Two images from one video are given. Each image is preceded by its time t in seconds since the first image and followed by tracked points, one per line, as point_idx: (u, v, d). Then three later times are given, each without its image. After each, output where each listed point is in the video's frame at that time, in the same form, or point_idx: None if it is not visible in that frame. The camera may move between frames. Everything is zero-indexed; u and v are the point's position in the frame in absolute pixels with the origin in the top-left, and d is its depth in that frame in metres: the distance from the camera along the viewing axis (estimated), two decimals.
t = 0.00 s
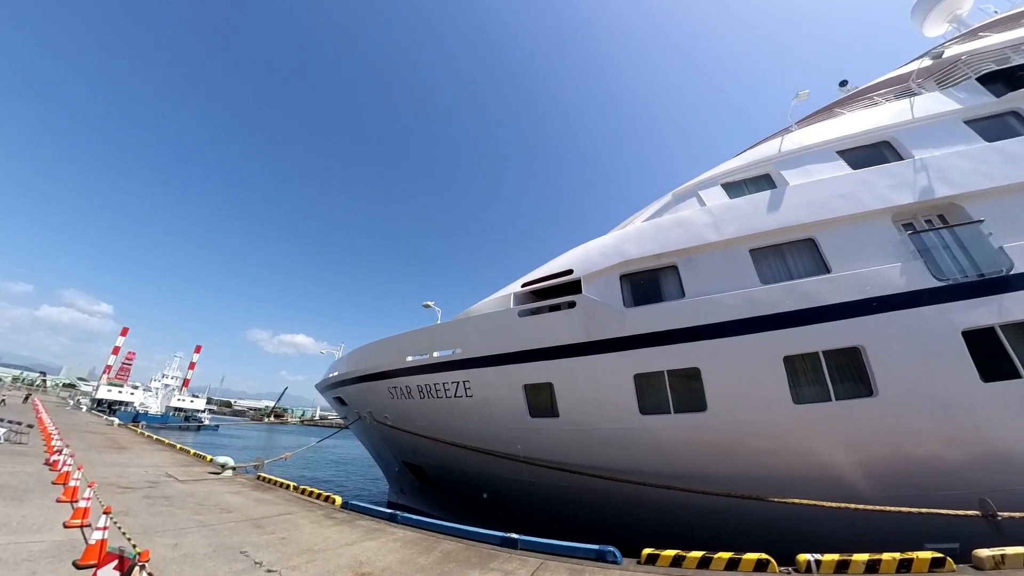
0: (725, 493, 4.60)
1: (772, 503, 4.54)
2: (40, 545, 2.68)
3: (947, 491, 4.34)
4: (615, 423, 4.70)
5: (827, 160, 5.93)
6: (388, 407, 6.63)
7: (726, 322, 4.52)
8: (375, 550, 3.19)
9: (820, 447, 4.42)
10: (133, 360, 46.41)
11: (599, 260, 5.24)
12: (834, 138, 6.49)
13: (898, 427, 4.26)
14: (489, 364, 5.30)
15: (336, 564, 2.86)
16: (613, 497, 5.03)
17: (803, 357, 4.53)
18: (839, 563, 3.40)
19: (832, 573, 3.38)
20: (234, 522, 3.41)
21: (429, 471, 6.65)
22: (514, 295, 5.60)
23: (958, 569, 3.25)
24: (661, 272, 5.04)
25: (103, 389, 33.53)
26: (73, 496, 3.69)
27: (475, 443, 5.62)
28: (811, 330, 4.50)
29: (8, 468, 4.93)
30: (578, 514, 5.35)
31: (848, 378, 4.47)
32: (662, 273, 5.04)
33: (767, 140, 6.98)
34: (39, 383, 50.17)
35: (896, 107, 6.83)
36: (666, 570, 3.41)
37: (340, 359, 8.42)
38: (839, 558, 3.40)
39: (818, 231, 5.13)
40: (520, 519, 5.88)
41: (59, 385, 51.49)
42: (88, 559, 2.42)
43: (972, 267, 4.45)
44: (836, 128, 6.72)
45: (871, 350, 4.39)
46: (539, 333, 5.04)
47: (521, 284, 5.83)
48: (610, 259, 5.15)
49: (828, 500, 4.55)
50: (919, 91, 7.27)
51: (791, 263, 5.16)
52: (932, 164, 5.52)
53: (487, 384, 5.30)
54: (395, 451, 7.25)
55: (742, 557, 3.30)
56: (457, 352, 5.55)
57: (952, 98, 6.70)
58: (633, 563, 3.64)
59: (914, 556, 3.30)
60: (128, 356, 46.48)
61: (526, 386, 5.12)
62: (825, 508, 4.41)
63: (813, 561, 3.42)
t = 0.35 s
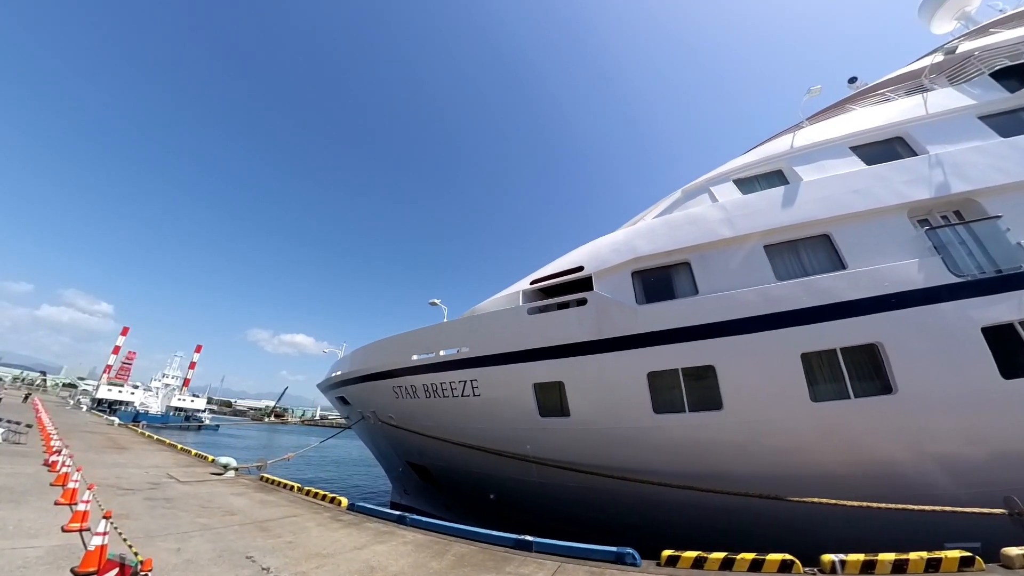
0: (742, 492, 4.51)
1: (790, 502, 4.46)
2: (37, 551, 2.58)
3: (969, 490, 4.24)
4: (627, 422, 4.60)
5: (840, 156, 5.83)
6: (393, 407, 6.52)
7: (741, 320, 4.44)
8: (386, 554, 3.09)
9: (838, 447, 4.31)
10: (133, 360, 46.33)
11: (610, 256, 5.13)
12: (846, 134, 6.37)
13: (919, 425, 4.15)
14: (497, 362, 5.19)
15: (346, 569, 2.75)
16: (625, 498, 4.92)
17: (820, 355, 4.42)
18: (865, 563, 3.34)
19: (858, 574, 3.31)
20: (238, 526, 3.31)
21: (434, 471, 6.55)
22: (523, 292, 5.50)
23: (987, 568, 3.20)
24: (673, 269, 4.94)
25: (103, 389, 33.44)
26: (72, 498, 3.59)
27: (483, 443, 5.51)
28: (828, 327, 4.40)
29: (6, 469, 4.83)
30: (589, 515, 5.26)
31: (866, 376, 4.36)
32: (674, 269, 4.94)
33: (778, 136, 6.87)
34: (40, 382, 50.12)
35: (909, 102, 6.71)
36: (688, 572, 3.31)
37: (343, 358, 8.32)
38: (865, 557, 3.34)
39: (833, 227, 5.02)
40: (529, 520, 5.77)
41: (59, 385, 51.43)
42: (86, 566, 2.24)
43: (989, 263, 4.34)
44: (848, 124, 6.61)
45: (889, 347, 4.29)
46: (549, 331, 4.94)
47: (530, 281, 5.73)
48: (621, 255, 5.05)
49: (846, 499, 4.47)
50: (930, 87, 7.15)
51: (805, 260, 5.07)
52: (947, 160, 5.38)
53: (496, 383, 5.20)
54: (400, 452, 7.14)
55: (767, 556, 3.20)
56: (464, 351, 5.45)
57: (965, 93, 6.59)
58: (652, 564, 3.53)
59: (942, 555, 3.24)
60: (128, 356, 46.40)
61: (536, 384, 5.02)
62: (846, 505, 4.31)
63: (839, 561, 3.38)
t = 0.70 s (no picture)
0: (759, 492, 4.43)
1: (808, 500, 4.38)
2: (43, 557, 2.50)
3: (990, 488, 4.16)
4: (641, 422, 4.53)
5: (852, 154, 5.75)
6: (399, 407, 6.45)
7: (756, 318, 4.36)
8: (402, 557, 3.02)
9: (856, 447, 4.24)
10: (133, 360, 46.25)
11: (622, 255, 5.06)
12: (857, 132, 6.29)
13: (939, 423, 4.07)
14: (508, 362, 5.12)
15: (362, 573, 2.68)
16: (639, 497, 4.85)
17: (836, 353, 4.34)
18: (890, 561, 3.30)
19: (882, 571, 3.27)
20: (248, 528, 3.23)
21: (440, 471, 6.47)
22: (533, 291, 5.42)
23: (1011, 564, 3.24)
24: (686, 267, 4.87)
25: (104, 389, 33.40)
26: (76, 500, 3.51)
27: (492, 443, 5.43)
28: (843, 325, 4.32)
29: (8, 471, 4.74)
30: (600, 515, 5.18)
31: (883, 374, 4.27)
32: (687, 267, 4.87)
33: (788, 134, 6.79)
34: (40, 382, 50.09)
35: (920, 100, 6.62)
36: (711, 571, 3.26)
37: (347, 358, 8.22)
38: (890, 555, 3.30)
39: (847, 224, 4.94)
40: (538, 521, 5.69)
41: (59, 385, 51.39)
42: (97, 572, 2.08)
43: (1004, 261, 4.29)
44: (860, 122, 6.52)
45: (906, 346, 4.21)
46: (561, 330, 4.87)
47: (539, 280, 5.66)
48: (634, 254, 4.97)
49: (866, 497, 4.38)
50: (941, 86, 7.06)
51: (819, 258, 4.99)
52: (961, 158, 5.29)
53: (506, 382, 5.13)
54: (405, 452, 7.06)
55: (790, 555, 3.15)
56: (473, 350, 5.37)
57: (978, 91, 6.50)
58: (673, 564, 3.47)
59: (966, 553, 3.27)
60: (128, 356, 46.29)
61: (546, 383, 4.95)
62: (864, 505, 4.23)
63: (864, 559, 3.33)
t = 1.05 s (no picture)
0: (776, 490, 4.36)
1: (829, 498, 4.30)
2: (49, 563, 2.41)
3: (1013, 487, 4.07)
4: (656, 421, 4.45)
5: (866, 152, 5.65)
6: (406, 407, 6.36)
7: (772, 317, 4.28)
8: (419, 560, 2.94)
9: (877, 446, 4.16)
10: (133, 360, 46.16)
11: (635, 252, 4.98)
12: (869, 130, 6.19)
13: (961, 420, 3.99)
14: (519, 361, 5.04)
15: None
16: (654, 497, 4.77)
17: (853, 350, 4.24)
18: (916, 559, 3.25)
19: (909, 569, 3.22)
20: (258, 531, 3.15)
21: (447, 472, 6.38)
22: (543, 290, 5.34)
23: None
24: (700, 265, 4.79)
25: (104, 389, 33.33)
26: (80, 503, 3.43)
27: (502, 443, 5.35)
28: (860, 323, 4.23)
29: (10, 473, 4.65)
30: (612, 516, 5.11)
31: (900, 371, 4.19)
32: (701, 265, 4.79)
33: (799, 133, 6.70)
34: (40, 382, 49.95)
35: (932, 99, 6.51)
36: (737, 571, 3.18)
37: (350, 358, 8.13)
38: (916, 553, 3.26)
39: (863, 222, 4.86)
40: (547, 522, 5.61)
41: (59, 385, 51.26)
42: None
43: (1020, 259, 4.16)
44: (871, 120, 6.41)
45: (924, 344, 4.13)
46: (574, 328, 4.78)
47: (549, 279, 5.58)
48: (647, 251, 4.89)
49: (886, 494, 4.29)
50: (953, 84, 6.94)
51: (834, 256, 4.91)
52: (975, 156, 5.16)
53: (518, 382, 5.04)
54: (410, 453, 6.96)
55: (815, 554, 3.12)
56: (483, 349, 5.29)
57: (991, 89, 6.38)
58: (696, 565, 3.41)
59: (992, 549, 3.27)
60: (129, 356, 46.18)
61: (558, 383, 4.87)
62: (885, 502, 4.14)
63: (889, 557, 3.27)
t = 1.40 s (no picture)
0: (791, 490, 4.29)
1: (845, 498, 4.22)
2: (52, 571, 2.34)
3: None
4: (668, 421, 4.37)
5: (877, 150, 5.56)
6: (410, 408, 6.28)
7: (787, 316, 4.20)
8: (432, 564, 2.86)
9: (895, 446, 4.07)
10: (133, 360, 46.12)
11: (646, 251, 4.90)
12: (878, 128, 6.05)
13: (980, 419, 3.90)
14: (528, 361, 4.96)
15: None
16: (667, 498, 4.68)
17: (869, 349, 4.15)
18: (938, 559, 3.17)
19: (931, 569, 3.15)
20: (265, 535, 3.08)
21: (452, 473, 6.30)
22: (551, 289, 5.25)
23: None
24: (711, 263, 4.72)
25: (104, 390, 33.29)
26: (82, 507, 3.36)
27: (510, 443, 5.28)
28: (874, 321, 4.14)
29: (11, 475, 4.58)
30: (622, 517, 5.04)
31: (914, 369, 4.11)
32: (712, 264, 4.72)
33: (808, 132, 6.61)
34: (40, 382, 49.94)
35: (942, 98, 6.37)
36: (758, 572, 3.10)
37: (354, 358, 8.05)
38: (938, 553, 3.17)
39: (876, 220, 4.78)
40: (555, 522, 5.54)
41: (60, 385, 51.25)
42: None
43: None
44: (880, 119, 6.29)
45: (940, 342, 4.04)
46: (584, 327, 4.70)
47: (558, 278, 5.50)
48: (658, 250, 4.82)
49: (903, 493, 4.21)
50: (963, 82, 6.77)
51: (846, 254, 4.83)
52: (988, 154, 4.96)
53: (526, 382, 4.97)
54: (414, 453, 6.88)
55: (836, 555, 3.09)
56: (491, 349, 5.21)
57: (1002, 87, 6.23)
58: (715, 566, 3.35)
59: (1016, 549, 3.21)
60: (130, 357, 46.17)
61: (568, 382, 4.79)
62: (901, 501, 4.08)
63: (910, 556, 3.19)
